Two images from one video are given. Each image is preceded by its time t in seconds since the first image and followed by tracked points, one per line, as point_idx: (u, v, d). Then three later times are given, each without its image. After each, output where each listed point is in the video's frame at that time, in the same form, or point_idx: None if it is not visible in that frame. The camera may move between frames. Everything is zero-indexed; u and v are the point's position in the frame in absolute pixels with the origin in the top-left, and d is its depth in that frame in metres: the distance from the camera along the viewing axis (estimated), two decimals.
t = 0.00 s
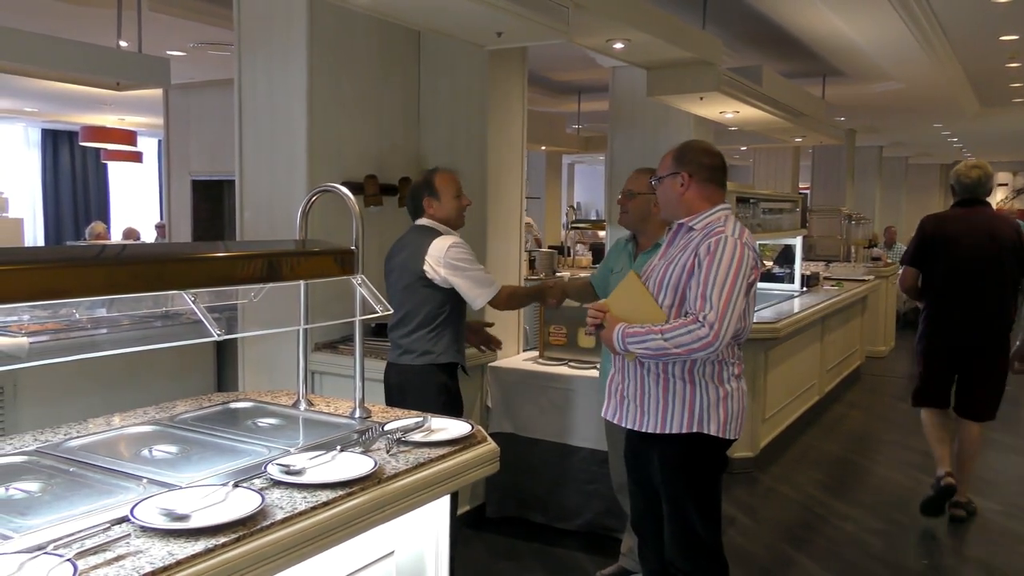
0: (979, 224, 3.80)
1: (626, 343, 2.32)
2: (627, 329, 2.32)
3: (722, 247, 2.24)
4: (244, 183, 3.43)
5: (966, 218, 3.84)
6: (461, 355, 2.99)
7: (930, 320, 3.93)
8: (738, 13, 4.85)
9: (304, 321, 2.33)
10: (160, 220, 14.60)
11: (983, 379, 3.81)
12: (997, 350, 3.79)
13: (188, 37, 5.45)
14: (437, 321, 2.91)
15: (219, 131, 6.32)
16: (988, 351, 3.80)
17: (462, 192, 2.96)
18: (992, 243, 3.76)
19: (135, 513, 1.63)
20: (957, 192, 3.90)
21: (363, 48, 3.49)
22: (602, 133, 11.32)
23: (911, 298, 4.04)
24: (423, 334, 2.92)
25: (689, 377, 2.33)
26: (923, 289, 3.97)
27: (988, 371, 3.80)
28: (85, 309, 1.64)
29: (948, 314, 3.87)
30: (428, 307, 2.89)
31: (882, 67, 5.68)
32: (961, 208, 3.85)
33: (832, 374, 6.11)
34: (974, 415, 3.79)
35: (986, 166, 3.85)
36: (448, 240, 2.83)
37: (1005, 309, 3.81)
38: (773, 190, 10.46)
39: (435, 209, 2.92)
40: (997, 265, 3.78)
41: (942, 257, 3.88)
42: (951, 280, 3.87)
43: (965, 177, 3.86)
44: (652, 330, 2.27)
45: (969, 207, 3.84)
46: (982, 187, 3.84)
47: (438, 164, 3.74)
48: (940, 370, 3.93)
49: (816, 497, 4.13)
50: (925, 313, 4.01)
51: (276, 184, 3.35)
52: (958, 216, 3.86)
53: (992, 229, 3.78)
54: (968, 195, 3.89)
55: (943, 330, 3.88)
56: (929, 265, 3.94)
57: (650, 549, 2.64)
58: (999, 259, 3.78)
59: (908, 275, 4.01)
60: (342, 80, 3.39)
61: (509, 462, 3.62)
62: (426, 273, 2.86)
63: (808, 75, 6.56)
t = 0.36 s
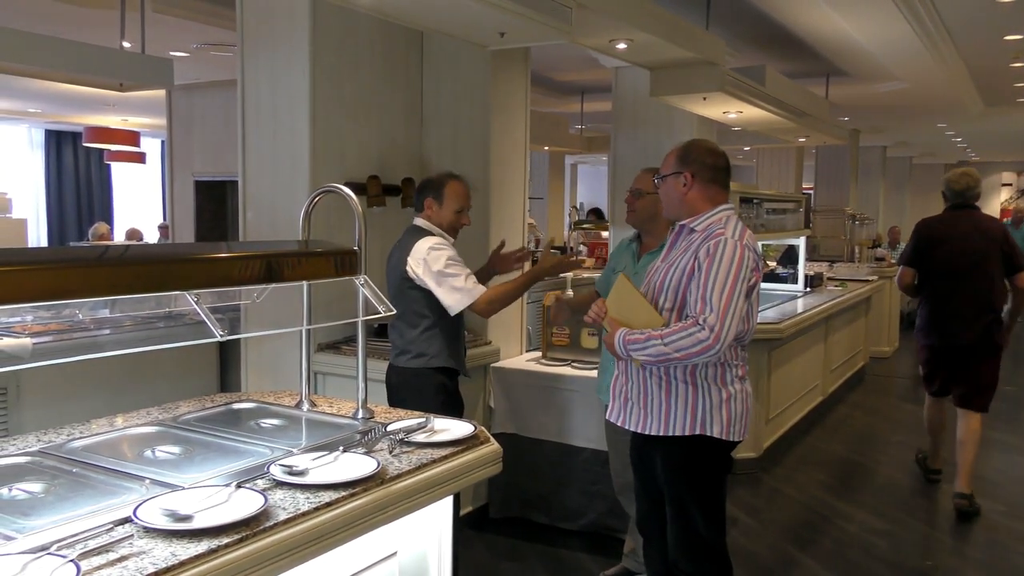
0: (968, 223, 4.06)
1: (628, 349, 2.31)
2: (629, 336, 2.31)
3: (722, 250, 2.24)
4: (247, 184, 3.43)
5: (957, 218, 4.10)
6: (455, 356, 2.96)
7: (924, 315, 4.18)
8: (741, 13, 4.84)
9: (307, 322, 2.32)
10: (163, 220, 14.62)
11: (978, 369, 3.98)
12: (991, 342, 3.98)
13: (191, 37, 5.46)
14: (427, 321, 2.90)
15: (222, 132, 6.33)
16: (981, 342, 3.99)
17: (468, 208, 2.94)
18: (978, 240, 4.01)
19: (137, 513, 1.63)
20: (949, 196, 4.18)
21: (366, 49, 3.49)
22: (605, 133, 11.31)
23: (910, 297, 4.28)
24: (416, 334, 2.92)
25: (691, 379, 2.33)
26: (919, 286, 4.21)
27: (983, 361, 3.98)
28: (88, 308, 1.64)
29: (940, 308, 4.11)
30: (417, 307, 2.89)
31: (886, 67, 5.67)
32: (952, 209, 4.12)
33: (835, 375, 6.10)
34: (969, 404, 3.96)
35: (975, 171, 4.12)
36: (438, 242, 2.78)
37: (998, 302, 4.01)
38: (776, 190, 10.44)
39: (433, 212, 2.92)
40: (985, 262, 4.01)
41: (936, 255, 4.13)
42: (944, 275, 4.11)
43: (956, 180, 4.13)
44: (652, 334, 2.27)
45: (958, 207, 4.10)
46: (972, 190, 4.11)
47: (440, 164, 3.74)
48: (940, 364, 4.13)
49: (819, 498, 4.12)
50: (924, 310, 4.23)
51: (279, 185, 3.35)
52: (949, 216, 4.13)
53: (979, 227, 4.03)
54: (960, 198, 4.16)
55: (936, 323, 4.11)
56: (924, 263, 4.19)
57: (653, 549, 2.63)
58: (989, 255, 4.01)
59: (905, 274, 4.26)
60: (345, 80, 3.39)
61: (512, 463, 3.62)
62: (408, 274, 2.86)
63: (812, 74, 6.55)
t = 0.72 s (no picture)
0: (953, 214, 4.43)
1: (635, 350, 2.31)
2: (636, 337, 2.31)
3: (721, 253, 2.23)
4: (246, 186, 3.43)
5: (944, 210, 4.46)
6: (446, 364, 2.90)
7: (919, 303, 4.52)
8: (740, 13, 4.84)
9: (306, 324, 2.32)
10: (163, 222, 14.64)
11: (971, 349, 4.44)
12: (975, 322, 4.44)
13: (190, 40, 5.46)
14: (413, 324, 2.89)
15: (222, 134, 6.33)
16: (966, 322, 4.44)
17: (472, 206, 2.91)
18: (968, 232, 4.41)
19: (138, 516, 1.63)
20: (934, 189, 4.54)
21: (365, 50, 3.49)
22: (604, 133, 11.31)
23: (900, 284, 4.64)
24: (406, 338, 2.92)
25: (690, 380, 2.33)
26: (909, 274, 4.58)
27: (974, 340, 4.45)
28: (87, 311, 1.64)
29: (932, 296, 4.49)
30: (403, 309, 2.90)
31: (885, 66, 5.67)
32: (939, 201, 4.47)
33: (836, 374, 6.10)
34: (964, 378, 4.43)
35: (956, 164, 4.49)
36: (426, 249, 2.71)
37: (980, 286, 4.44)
38: (776, 190, 10.45)
39: (438, 215, 2.88)
40: (971, 252, 4.42)
41: (925, 245, 4.50)
42: (934, 263, 4.48)
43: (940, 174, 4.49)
44: (660, 336, 2.27)
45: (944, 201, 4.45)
46: (954, 183, 4.47)
47: (439, 165, 3.74)
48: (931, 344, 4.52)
49: (820, 498, 4.12)
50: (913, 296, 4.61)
51: (278, 186, 3.35)
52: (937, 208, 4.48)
53: (965, 220, 4.41)
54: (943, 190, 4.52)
55: (932, 310, 4.47)
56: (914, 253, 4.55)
57: (653, 548, 2.63)
58: (973, 243, 4.41)
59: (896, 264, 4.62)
60: (344, 81, 3.39)
61: (512, 464, 3.62)
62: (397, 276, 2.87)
63: (811, 74, 6.54)
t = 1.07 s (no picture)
0: (947, 218, 4.54)
1: (631, 351, 2.30)
2: (633, 337, 2.30)
3: (714, 249, 2.24)
4: (244, 189, 3.43)
5: (938, 213, 4.57)
6: (449, 368, 2.89)
7: (915, 303, 4.51)
8: (736, 13, 4.84)
9: (304, 326, 2.31)
10: (160, 225, 14.65)
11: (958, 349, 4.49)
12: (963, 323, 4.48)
13: (187, 42, 5.46)
14: (414, 333, 2.90)
15: (219, 136, 6.33)
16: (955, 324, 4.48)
17: (478, 203, 2.93)
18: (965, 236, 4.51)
19: (136, 520, 1.63)
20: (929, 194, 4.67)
21: (361, 52, 3.50)
22: (602, 134, 11.33)
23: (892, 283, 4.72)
24: (409, 344, 2.93)
25: (687, 380, 2.34)
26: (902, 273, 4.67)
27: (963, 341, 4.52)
28: (85, 315, 1.63)
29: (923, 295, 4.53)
30: (406, 318, 2.91)
31: (881, 66, 5.67)
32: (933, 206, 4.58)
33: (835, 372, 6.16)
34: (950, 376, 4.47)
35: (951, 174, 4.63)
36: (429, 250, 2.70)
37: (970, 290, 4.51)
38: (773, 190, 10.45)
39: (450, 215, 2.87)
40: (963, 255, 4.50)
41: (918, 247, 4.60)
42: (926, 264, 4.56)
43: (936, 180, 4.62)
44: (655, 335, 2.27)
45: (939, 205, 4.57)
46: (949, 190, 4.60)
47: (437, 167, 3.75)
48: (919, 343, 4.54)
49: (819, 497, 4.12)
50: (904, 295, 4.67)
51: (276, 189, 3.35)
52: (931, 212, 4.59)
53: (958, 223, 4.50)
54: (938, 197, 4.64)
55: (926, 308, 4.49)
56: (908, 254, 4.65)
57: (654, 548, 2.63)
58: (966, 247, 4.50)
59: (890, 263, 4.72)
60: (341, 83, 3.39)
61: (512, 465, 3.62)
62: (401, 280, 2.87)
63: (807, 73, 6.55)
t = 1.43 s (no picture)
0: (942, 212, 5.00)
1: (629, 351, 2.30)
2: (631, 337, 2.30)
3: (710, 247, 2.24)
4: (243, 192, 3.43)
5: (934, 208, 5.03)
6: (451, 365, 2.86)
7: (914, 290, 4.99)
8: (735, 12, 4.85)
9: (305, 329, 2.31)
10: (159, 228, 14.66)
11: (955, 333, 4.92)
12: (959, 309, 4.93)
13: (186, 46, 5.46)
14: (418, 329, 2.90)
15: (217, 139, 6.32)
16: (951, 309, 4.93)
17: (488, 200, 2.90)
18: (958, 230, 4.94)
19: (138, 524, 1.62)
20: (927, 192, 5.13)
21: (359, 54, 3.50)
22: (600, 134, 11.33)
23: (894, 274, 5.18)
24: (417, 342, 2.94)
25: (683, 379, 2.34)
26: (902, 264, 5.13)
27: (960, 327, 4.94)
28: (86, 319, 1.63)
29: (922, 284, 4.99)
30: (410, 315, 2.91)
31: (879, 64, 5.68)
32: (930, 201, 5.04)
33: (835, 371, 6.16)
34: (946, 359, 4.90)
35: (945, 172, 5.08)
36: (430, 249, 2.73)
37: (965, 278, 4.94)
38: (772, 189, 10.46)
39: (459, 215, 2.85)
40: (956, 247, 4.96)
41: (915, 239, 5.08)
42: (923, 255, 5.01)
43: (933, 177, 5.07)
44: (652, 335, 2.27)
45: (935, 200, 5.04)
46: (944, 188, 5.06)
47: (435, 169, 3.75)
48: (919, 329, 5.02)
49: (820, 495, 4.13)
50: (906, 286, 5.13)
51: (275, 191, 3.35)
52: (928, 207, 5.04)
53: (950, 216, 4.97)
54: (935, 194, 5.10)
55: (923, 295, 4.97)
56: (908, 246, 5.12)
57: (654, 548, 2.63)
58: (959, 239, 4.95)
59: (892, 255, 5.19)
60: (339, 84, 3.39)
61: (512, 466, 3.61)
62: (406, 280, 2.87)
63: (805, 71, 6.56)
